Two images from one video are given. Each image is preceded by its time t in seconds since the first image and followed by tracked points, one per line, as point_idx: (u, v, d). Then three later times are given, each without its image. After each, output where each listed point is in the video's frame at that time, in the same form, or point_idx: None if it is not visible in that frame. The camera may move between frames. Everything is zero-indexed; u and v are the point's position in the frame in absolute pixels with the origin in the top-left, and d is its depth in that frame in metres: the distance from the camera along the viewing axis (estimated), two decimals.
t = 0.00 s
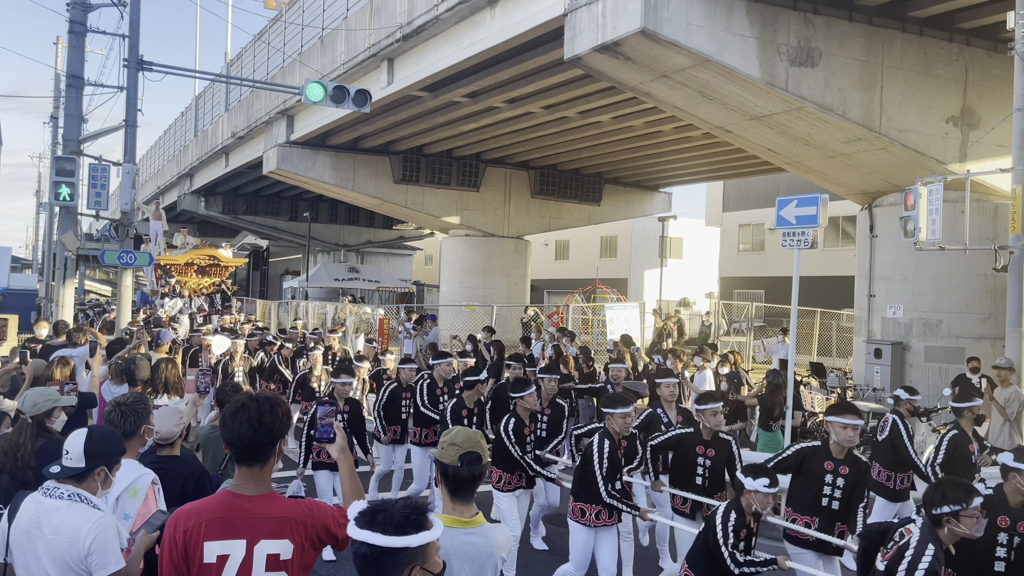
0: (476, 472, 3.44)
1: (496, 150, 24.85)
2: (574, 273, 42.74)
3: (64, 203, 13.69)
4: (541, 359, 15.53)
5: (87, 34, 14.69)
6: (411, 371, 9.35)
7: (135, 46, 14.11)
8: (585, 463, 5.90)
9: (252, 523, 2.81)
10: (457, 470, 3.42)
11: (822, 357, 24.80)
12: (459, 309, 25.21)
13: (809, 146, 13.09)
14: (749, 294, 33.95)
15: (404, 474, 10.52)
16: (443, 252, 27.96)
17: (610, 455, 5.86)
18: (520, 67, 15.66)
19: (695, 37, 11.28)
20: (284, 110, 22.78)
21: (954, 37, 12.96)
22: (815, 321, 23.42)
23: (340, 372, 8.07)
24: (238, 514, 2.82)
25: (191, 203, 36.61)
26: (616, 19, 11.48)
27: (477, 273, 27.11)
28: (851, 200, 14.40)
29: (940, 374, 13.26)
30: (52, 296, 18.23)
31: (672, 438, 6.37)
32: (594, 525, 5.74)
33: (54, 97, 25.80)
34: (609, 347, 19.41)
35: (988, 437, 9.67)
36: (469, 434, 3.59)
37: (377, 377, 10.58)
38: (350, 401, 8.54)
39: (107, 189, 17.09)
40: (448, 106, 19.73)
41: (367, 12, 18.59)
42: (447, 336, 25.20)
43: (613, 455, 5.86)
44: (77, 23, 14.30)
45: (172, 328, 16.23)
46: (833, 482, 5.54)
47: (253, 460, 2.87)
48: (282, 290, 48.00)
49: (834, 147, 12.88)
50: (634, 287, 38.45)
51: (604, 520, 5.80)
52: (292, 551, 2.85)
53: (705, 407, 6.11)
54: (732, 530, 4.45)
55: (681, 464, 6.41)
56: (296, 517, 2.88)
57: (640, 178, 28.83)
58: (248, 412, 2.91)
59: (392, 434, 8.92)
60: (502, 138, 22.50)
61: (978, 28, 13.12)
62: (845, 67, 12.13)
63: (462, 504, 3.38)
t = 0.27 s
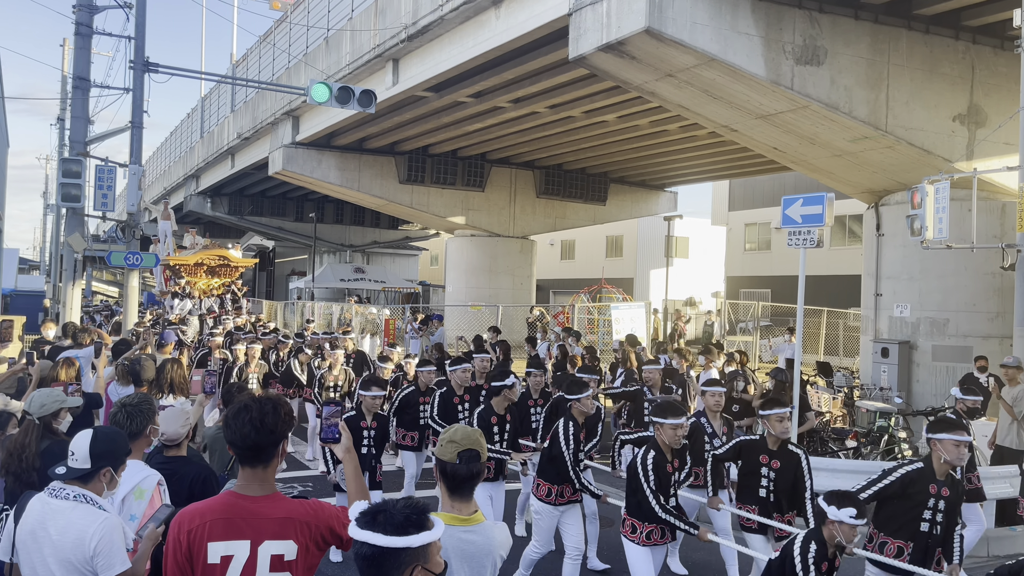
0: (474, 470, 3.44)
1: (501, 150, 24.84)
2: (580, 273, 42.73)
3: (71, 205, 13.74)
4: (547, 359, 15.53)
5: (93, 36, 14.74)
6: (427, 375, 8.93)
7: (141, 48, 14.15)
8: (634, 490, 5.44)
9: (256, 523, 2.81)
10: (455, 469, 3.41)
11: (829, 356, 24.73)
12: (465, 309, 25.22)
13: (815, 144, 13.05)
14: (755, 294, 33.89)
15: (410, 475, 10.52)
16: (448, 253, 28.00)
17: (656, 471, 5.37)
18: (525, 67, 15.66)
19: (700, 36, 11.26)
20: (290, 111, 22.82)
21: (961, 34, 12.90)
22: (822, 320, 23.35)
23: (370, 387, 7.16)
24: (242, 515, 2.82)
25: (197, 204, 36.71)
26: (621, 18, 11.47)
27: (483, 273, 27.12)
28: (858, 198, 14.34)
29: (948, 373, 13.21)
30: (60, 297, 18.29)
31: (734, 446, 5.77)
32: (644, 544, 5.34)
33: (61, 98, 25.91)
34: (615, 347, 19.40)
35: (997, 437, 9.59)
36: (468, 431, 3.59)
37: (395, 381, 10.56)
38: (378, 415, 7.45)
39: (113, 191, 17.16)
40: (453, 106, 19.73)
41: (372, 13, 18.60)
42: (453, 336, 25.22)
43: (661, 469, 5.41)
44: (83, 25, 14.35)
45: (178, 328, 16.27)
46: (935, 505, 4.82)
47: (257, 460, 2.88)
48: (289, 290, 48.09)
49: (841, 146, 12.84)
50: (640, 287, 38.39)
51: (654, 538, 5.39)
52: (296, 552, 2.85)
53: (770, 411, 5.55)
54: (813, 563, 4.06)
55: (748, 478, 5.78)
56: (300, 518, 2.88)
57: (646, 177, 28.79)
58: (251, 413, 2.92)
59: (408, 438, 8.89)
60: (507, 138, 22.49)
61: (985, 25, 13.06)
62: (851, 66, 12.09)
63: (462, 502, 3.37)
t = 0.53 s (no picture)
0: (472, 471, 3.44)
1: (506, 152, 24.85)
2: (586, 274, 42.70)
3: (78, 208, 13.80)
4: (553, 361, 15.51)
5: (100, 40, 14.81)
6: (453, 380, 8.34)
7: (147, 52, 14.20)
8: (703, 506, 4.71)
9: (261, 528, 2.82)
10: (453, 469, 3.42)
11: (836, 357, 24.65)
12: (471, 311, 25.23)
13: (821, 145, 13.01)
14: (762, 295, 33.81)
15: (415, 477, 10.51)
16: (454, 255, 28.02)
17: (736, 499, 4.57)
18: (530, 69, 15.67)
19: (705, 37, 11.24)
20: (296, 115, 22.87)
21: (967, 34, 12.85)
22: (830, 321, 23.28)
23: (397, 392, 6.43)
24: (247, 519, 2.83)
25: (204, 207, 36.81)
26: (626, 19, 11.46)
27: (488, 275, 27.13)
28: (865, 199, 14.30)
29: (956, 375, 13.15)
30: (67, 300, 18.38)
31: (814, 459, 5.28)
32: None
33: (68, 103, 26.02)
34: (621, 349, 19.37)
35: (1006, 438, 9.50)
36: (466, 431, 3.61)
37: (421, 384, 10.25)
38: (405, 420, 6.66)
39: (120, 195, 17.21)
40: (459, 109, 19.74)
41: (378, 16, 18.63)
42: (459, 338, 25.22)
43: (737, 496, 4.57)
44: (90, 30, 14.42)
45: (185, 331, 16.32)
46: None
47: (261, 464, 2.91)
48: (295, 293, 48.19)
49: (847, 146, 12.80)
50: (646, 288, 38.33)
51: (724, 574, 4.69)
52: (301, 555, 2.86)
53: (856, 420, 5.12)
54: None
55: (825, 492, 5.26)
56: (305, 522, 2.88)
57: (652, 179, 28.76)
58: (254, 417, 2.96)
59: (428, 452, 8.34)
60: (513, 140, 22.49)
61: (991, 25, 13.01)
62: (857, 66, 12.05)
63: (461, 504, 3.38)
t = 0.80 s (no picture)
0: (470, 475, 3.44)
1: (511, 156, 24.88)
2: (591, 278, 42.67)
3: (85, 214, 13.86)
4: (559, 365, 15.49)
5: (107, 47, 14.88)
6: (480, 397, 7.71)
7: (154, 58, 14.26)
8: (796, 539, 4.11)
9: (266, 534, 2.86)
10: (451, 473, 3.42)
11: (844, 360, 24.57)
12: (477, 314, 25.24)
13: (826, 148, 13.00)
14: (769, 298, 33.73)
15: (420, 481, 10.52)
16: (460, 259, 28.04)
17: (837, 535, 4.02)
18: (535, 73, 15.69)
19: (710, 41, 11.25)
20: (302, 119, 22.93)
21: (973, 36, 12.82)
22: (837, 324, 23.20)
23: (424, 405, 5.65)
24: (251, 525, 2.87)
25: (210, 212, 36.92)
26: (630, 23, 11.47)
27: (494, 279, 27.14)
28: (870, 202, 14.28)
29: (963, 378, 13.10)
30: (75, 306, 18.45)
31: (906, 483, 4.75)
32: None
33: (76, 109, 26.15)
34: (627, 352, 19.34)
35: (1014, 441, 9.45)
36: (463, 436, 3.61)
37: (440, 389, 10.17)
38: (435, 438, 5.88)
39: (127, 200, 17.28)
40: (464, 113, 19.76)
41: (383, 21, 18.68)
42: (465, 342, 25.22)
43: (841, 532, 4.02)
44: (97, 37, 14.50)
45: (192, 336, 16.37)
46: None
47: (264, 471, 2.93)
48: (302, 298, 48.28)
49: (852, 149, 12.78)
50: (652, 291, 38.29)
51: None
52: (306, 561, 2.89)
53: (960, 442, 4.60)
54: None
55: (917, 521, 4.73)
56: (309, 528, 2.91)
57: (657, 182, 28.74)
58: (257, 424, 2.98)
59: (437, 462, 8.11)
60: (518, 143, 22.50)
61: (997, 27, 12.99)
62: (862, 69, 12.04)
63: (459, 507, 3.39)
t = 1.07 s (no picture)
0: (467, 481, 3.44)
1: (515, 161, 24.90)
2: (596, 283, 42.68)
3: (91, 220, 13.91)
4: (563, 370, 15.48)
5: (113, 54, 14.95)
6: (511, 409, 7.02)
7: (159, 65, 14.32)
8: None
9: (269, 541, 2.89)
10: (448, 481, 3.42)
11: (848, 365, 24.53)
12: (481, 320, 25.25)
13: (831, 153, 12.99)
14: (773, 302, 33.69)
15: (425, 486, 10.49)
16: (464, 264, 28.08)
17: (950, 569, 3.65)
18: (539, 79, 15.72)
19: (714, 47, 11.27)
20: (306, 125, 23.00)
21: (976, 41, 12.82)
22: (841, 329, 23.18)
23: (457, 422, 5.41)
24: (253, 532, 2.91)
25: (215, 218, 37.01)
26: (634, 29, 11.48)
27: (498, 284, 27.16)
28: (875, 207, 14.27)
29: (969, 383, 13.07)
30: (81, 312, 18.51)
31: (1005, 510, 4.59)
32: None
33: (82, 116, 26.26)
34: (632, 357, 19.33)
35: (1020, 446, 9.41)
36: (459, 442, 3.59)
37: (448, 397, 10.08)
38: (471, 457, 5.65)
39: (132, 206, 17.33)
40: (468, 119, 19.79)
41: (387, 27, 18.73)
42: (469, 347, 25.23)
43: (953, 567, 3.65)
44: (103, 44, 14.57)
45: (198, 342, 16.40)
46: None
47: (268, 478, 2.97)
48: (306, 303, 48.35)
49: (856, 154, 12.78)
50: (656, 297, 38.25)
51: None
52: (308, 569, 2.91)
53: None
54: None
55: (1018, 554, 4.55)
56: (311, 535, 2.93)
57: (661, 187, 28.74)
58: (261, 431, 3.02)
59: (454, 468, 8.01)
60: (522, 149, 22.53)
61: (1001, 32, 12.98)
62: (866, 74, 12.04)
63: (457, 515, 3.40)
